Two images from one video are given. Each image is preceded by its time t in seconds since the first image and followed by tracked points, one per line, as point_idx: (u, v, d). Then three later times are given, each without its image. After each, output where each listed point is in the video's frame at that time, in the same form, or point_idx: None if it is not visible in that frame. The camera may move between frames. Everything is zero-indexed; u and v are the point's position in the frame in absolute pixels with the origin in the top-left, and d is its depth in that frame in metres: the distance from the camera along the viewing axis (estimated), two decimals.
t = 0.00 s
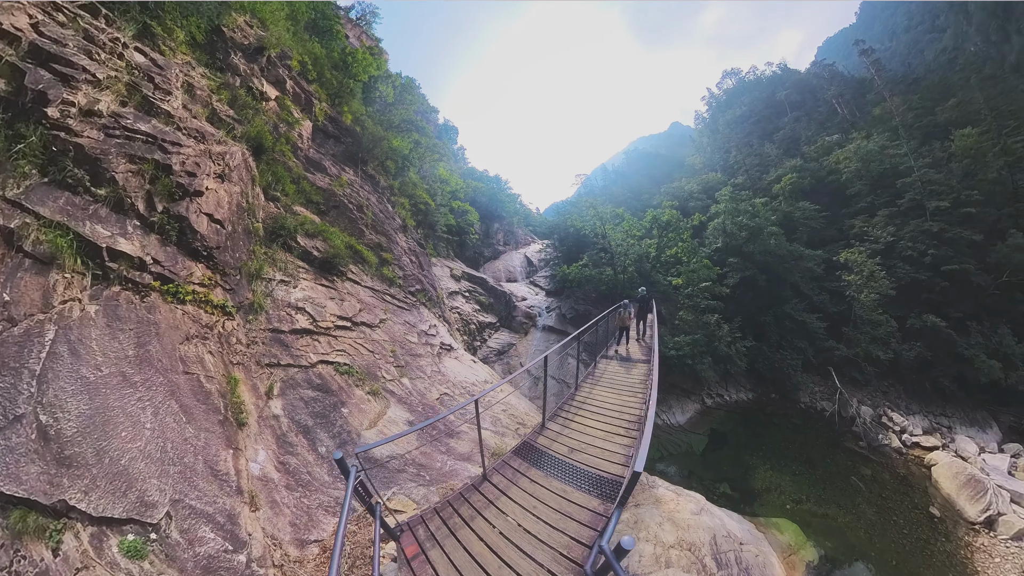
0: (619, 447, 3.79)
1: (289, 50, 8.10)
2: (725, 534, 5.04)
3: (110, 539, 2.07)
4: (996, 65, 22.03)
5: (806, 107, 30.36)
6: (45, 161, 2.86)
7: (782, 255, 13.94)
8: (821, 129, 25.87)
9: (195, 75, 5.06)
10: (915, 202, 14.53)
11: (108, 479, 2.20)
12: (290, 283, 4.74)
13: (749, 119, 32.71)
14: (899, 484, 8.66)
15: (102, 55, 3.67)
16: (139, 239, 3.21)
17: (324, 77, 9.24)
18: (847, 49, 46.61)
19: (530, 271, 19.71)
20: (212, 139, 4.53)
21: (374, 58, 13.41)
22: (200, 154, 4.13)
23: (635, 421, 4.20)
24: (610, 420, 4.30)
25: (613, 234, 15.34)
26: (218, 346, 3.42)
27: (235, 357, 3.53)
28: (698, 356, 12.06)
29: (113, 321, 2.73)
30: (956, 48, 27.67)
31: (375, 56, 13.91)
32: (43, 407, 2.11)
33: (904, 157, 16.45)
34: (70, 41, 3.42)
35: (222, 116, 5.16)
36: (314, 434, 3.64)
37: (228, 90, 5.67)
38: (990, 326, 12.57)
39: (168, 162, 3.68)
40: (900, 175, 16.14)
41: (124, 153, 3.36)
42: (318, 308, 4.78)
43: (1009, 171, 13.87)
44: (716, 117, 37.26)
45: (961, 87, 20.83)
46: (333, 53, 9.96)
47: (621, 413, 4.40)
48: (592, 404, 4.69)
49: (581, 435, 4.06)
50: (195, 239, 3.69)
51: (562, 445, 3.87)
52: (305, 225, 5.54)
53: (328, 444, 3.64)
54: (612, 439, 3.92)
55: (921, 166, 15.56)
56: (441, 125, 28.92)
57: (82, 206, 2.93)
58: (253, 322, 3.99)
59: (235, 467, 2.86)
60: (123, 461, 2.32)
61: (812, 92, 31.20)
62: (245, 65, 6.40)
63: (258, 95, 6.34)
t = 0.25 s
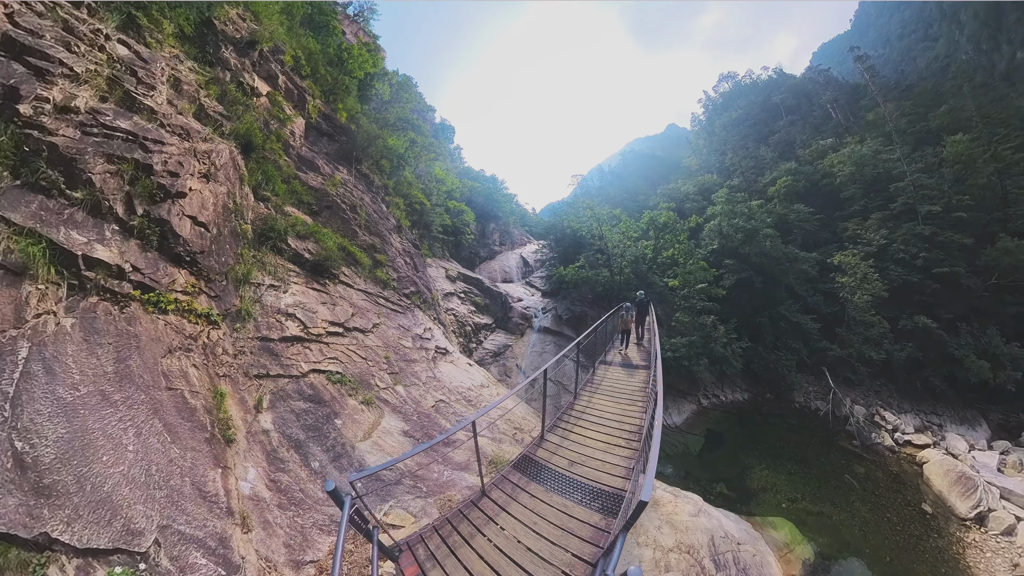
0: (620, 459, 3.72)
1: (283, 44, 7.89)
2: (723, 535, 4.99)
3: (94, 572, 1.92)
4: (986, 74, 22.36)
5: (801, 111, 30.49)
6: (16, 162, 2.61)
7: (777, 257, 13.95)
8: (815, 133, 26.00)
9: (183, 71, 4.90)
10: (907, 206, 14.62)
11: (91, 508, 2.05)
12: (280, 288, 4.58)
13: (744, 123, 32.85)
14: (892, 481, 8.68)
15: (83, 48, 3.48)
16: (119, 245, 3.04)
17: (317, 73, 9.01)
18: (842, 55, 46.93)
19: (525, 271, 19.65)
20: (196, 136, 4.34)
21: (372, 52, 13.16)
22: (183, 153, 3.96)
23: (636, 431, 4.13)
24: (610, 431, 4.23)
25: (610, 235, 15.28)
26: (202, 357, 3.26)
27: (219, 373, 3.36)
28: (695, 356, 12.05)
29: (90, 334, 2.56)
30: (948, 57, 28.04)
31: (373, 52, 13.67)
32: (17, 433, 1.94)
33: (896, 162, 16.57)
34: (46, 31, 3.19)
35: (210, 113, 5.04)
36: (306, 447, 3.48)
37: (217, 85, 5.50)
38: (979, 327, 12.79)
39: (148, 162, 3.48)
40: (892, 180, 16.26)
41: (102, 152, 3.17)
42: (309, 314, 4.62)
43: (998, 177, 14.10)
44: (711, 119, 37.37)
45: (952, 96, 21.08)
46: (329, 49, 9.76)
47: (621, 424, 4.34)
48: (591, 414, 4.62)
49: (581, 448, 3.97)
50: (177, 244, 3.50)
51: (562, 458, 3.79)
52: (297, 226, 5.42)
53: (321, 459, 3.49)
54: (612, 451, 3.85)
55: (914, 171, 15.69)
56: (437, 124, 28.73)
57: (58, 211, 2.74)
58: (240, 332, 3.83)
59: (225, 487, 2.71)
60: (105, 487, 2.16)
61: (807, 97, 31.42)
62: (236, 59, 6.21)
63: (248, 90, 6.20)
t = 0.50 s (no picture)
0: (619, 465, 3.68)
1: (277, 39, 7.74)
2: (720, 533, 4.98)
3: None
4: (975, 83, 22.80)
5: (795, 115, 30.74)
6: None
7: (772, 257, 14.01)
8: (809, 136, 26.24)
9: (172, 65, 4.79)
10: (899, 209, 14.76)
11: (72, 526, 1.97)
12: (270, 289, 4.49)
13: (739, 125, 33.08)
14: (885, 477, 8.74)
15: (66, 39, 3.40)
16: (101, 245, 2.94)
17: (312, 70, 8.87)
18: (836, 60, 47.49)
19: (521, 271, 19.61)
20: (183, 131, 4.23)
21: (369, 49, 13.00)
22: (169, 149, 3.85)
23: (634, 437, 4.09)
24: (608, 436, 4.18)
25: (606, 236, 15.29)
26: (187, 364, 3.16)
27: (207, 378, 3.27)
28: (690, 356, 12.07)
29: (70, 341, 2.47)
30: (938, 64, 28.54)
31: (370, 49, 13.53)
32: None
33: (888, 165, 16.75)
34: (27, 21, 3.16)
35: (199, 109, 4.93)
36: (296, 456, 3.39)
37: (207, 80, 5.38)
38: (967, 326, 13.00)
39: (132, 157, 3.37)
40: (884, 183, 16.42)
41: (84, 147, 3.07)
42: (301, 317, 4.54)
43: (985, 183, 14.38)
44: (707, 121, 37.56)
45: (942, 102, 21.44)
46: (324, 44, 9.63)
47: (620, 428, 4.30)
48: (589, 419, 4.57)
49: (578, 454, 3.91)
50: (162, 244, 3.38)
51: (560, 465, 3.73)
52: (289, 226, 5.34)
53: (312, 467, 3.40)
54: (611, 457, 3.80)
55: (905, 175, 15.88)
56: (434, 123, 28.60)
57: (38, 209, 2.65)
58: (228, 336, 3.75)
59: (213, 500, 2.62)
60: (87, 504, 2.08)
61: (802, 101, 31.61)
62: (228, 54, 6.09)
63: (240, 84, 6.06)
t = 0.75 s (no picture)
0: (616, 471, 3.62)
1: (270, 30, 7.57)
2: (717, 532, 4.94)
3: None
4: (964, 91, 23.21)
5: (789, 118, 30.96)
6: None
7: (765, 258, 14.07)
8: (802, 139, 26.46)
9: (160, 53, 4.66)
10: (889, 212, 14.92)
11: (39, 538, 1.85)
12: (257, 288, 4.36)
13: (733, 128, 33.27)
14: (877, 472, 8.78)
15: (49, 22, 3.27)
16: (76, 240, 2.81)
17: (306, 64, 8.69)
18: (829, 66, 48.00)
19: (515, 271, 19.54)
20: (168, 122, 4.09)
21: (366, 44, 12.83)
22: (152, 141, 3.71)
23: (631, 442, 4.02)
24: (605, 441, 4.12)
25: (601, 237, 15.25)
26: (166, 365, 3.02)
27: (188, 380, 3.14)
28: (685, 356, 12.07)
29: (40, 341, 2.35)
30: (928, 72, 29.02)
31: (366, 44, 13.35)
32: None
33: (879, 169, 16.94)
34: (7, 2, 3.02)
35: (186, 100, 4.78)
36: (280, 462, 3.26)
37: (197, 71, 5.23)
38: (955, 325, 13.21)
39: (112, 147, 3.25)
40: (875, 187, 16.60)
41: (61, 136, 2.93)
42: (288, 316, 4.42)
43: (972, 188, 14.64)
44: (702, 123, 37.75)
45: (932, 109, 21.77)
46: (319, 38, 9.49)
47: (618, 432, 4.24)
48: (586, 422, 4.50)
49: (574, 461, 3.84)
50: (141, 240, 3.24)
51: (556, 472, 3.66)
52: (277, 223, 5.22)
53: (296, 475, 3.25)
54: (608, 463, 3.74)
55: (895, 179, 16.08)
56: (429, 122, 28.43)
57: (11, 201, 2.52)
58: (211, 337, 3.61)
59: (191, 509, 2.48)
60: (55, 514, 1.96)
61: (795, 106, 31.87)
62: (218, 43, 5.95)
63: (230, 76, 5.90)
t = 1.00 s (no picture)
0: (613, 482, 3.54)
1: (262, 23, 7.41)
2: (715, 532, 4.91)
3: None
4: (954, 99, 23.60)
5: (783, 123, 31.23)
6: None
7: (760, 259, 14.10)
8: (796, 144, 26.67)
9: (148, 45, 4.54)
10: (880, 215, 15.06)
11: (14, 561, 1.72)
12: (243, 290, 4.22)
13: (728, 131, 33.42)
14: (870, 469, 8.82)
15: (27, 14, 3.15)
16: (50, 240, 2.68)
17: (300, 59, 8.54)
18: (823, 73, 48.55)
19: (510, 272, 19.48)
20: (152, 117, 3.95)
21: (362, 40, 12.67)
22: (135, 136, 3.58)
23: (629, 451, 3.94)
24: (602, 450, 4.04)
25: (596, 238, 15.21)
26: (146, 373, 2.88)
27: (169, 388, 3.00)
28: (680, 357, 12.05)
29: (12, 351, 2.22)
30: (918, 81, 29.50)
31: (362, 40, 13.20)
32: None
33: (871, 173, 17.12)
34: None
35: (173, 95, 4.63)
36: (265, 474, 3.12)
37: (185, 64, 5.07)
38: (944, 324, 13.39)
39: (91, 142, 3.13)
40: (867, 190, 16.76)
41: (37, 132, 2.81)
42: (276, 320, 4.29)
43: (962, 193, 14.87)
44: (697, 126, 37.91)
45: (922, 116, 22.11)
46: (313, 32, 9.34)
47: (615, 441, 4.17)
48: (582, 430, 4.42)
49: (571, 472, 3.74)
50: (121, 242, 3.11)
51: (551, 484, 3.57)
52: (266, 223, 5.11)
53: (282, 488, 3.11)
54: (605, 474, 3.67)
55: (887, 183, 16.26)
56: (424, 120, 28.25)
57: None
58: (194, 342, 3.46)
59: (174, 525, 2.34)
60: (30, 536, 1.83)
61: (789, 110, 32.11)
62: (209, 35, 5.80)
63: (220, 69, 5.74)
